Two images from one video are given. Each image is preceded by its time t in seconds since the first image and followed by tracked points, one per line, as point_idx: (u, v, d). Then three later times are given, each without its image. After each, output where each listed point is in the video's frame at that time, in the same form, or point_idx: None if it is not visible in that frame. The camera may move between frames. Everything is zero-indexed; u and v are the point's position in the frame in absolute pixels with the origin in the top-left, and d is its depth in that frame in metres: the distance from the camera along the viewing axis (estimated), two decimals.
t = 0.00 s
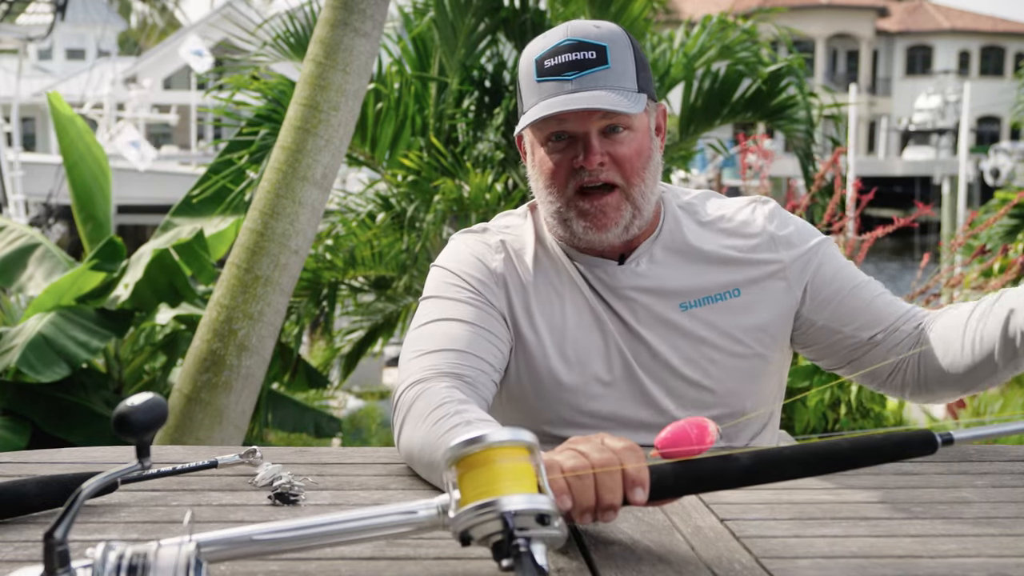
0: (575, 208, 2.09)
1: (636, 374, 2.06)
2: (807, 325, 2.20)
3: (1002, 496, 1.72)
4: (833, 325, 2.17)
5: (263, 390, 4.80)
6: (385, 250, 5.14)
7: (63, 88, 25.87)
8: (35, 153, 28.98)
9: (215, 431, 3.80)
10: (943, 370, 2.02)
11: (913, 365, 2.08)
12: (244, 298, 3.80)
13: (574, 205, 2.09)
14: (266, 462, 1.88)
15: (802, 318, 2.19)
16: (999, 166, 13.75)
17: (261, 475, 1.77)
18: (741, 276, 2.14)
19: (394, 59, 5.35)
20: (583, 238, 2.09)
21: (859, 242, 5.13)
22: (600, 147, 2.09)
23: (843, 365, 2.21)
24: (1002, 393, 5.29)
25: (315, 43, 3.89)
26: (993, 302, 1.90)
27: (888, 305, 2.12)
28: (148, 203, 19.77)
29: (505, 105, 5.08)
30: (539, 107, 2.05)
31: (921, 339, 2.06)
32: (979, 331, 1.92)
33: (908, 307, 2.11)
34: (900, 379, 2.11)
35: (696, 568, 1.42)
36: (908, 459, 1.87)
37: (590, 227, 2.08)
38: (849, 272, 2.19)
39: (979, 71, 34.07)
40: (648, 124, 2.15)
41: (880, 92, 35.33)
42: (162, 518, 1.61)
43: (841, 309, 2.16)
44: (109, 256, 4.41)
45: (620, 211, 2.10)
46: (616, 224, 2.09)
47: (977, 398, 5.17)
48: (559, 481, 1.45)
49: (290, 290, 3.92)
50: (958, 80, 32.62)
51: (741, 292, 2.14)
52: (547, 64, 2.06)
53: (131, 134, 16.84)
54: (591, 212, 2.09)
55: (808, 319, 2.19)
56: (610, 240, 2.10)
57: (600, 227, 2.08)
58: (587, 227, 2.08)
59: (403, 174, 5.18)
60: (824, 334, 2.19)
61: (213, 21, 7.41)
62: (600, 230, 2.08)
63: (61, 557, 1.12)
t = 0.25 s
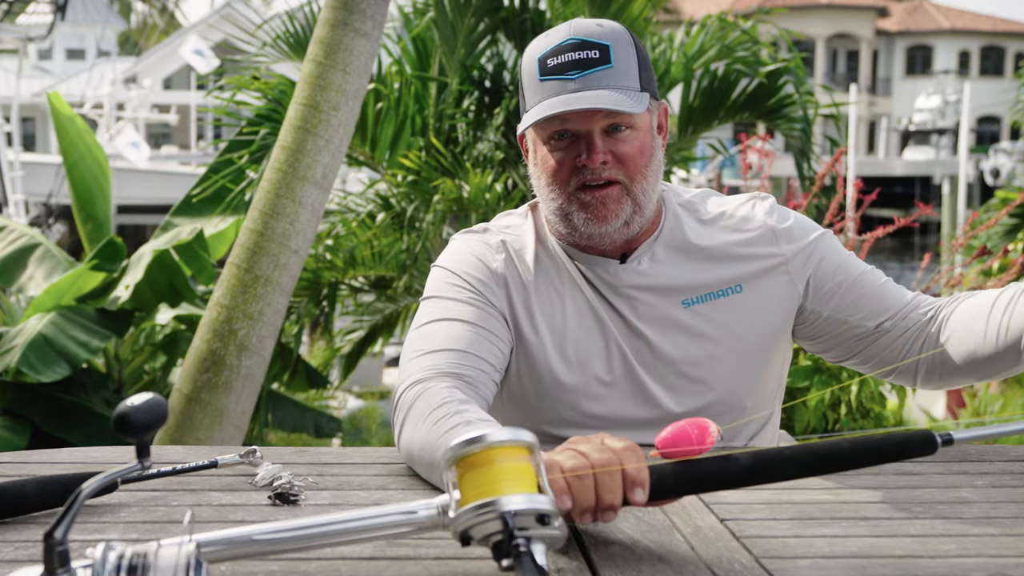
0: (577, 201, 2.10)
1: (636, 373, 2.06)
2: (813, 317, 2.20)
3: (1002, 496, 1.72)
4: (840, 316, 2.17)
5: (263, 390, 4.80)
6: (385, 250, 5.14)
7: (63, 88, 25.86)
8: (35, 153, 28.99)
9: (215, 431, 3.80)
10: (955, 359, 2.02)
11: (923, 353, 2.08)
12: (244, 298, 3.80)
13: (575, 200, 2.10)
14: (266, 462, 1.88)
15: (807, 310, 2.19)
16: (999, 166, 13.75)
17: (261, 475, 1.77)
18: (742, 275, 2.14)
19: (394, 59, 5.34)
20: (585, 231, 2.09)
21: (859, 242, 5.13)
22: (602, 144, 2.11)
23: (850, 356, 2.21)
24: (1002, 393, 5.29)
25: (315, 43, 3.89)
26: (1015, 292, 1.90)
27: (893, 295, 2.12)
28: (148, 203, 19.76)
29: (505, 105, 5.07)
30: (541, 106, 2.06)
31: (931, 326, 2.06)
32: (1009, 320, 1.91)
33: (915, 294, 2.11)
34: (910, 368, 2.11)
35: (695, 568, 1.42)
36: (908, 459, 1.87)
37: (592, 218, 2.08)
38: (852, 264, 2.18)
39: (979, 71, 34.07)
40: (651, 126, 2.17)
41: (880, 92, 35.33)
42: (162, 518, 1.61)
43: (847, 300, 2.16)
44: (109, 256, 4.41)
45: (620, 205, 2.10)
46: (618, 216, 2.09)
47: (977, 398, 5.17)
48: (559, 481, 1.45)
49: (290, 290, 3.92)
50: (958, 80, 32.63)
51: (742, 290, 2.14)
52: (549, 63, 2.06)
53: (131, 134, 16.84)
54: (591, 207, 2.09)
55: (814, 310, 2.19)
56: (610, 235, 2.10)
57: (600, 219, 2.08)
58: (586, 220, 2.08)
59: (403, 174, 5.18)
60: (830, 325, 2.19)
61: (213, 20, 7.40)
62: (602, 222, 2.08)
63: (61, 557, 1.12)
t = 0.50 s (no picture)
0: (583, 199, 2.10)
1: (634, 374, 2.06)
2: (807, 324, 2.20)
3: (1002, 496, 1.72)
4: (834, 323, 2.17)
5: (263, 390, 4.80)
6: (385, 250, 5.14)
7: (63, 88, 25.86)
8: (35, 153, 28.99)
9: (215, 431, 3.80)
10: (950, 369, 2.03)
11: (917, 362, 2.09)
12: (244, 298, 3.80)
13: (580, 198, 2.10)
14: (266, 462, 1.88)
15: (802, 317, 2.20)
16: (999, 166, 13.75)
17: (261, 475, 1.77)
18: (742, 273, 2.14)
19: (394, 59, 5.35)
20: (592, 229, 2.09)
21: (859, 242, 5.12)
22: (610, 142, 2.09)
23: (843, 363, 2.21)
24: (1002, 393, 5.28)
25: (315, 43, 3.89)
26: (1007, 307, 1.94)
27: (889, 304, 2.13)
28: (148, 203, 19.77)
29: (505, 105, 5.08)
30: (549, 106, 2.06)
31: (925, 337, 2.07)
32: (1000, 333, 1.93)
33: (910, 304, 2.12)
34: (901, 377, 2.12)
35: (695, 568, 1.42)
36: (908, 459, 1.87)
37: (599, 216, 2.08)
38: (849, 270, 2.19)
39: (979, 71, 34.08)
40: (652, 123, 2.16)
41: (880, 92, 35.32)
42: (162, 518, 1.61)
43: (842, 307, 2.16)
44: (109, 256, 4.41)
45: (626, 202, 2.10)
46: (624, 214, 2.09)
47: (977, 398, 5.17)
48: (559, 481, 1.45)
49: (290, 290, 3.92)
50: (958, 80, 32.63)
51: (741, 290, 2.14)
52: (557, 63, 2.05)
53: (131, 134, 16.84)
54: (598, 205, 2.09)
55: (809, 317, 2.19)
56: (614, 231, 2.10)
57: (609, 216, 2.08)
58: (592, 219, 2.08)
59: (403, 174, 5.17)
60: (824, 332, 2.19)
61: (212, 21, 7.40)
62: (609, 219, 2.08)
63: (61, 557, 1.12)
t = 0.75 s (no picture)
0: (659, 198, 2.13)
1: (632, 375, 2.06)
2: (797, 330, 2.20)
3: (1002, 496, 1.72)
4: (824, 332, 2.17)
5: (264, 390, 4.80)
6: (385, 250, 5.14)
7: (63, 88, 25.86)
8: (35, 153, 29.00)
9: (215, 431, 3.80)
10: (938, 382, 2.04)
11: (905, 373, 2.10)
12: (243, 298, 3.80)
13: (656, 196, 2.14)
14: (266, 462, 1.88)
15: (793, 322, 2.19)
16: (999, 166, 13.76)
17: (261, 475, 1.77)
18: (739, 271, 2.15)
19: (394, 60, 5.34)
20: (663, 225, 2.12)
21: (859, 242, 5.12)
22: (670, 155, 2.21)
23: (830, 371, 2.22)
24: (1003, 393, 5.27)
25: (315, 43, 3.89)
26: (990, 321, 1.95)
27: (881, 314, 2.14)
28: (148, 203, 19.77)
29: (505, 105, 5.08)
30: (639, 102, 2.06)
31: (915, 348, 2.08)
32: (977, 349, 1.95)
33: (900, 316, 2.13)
34: (889, 388, 2.13)
35: (695, 568, 1.42)
36: (909, 459, 1.87)
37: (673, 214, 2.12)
38: (843, 278, 2.19)
39: (979, 71, 34.08)
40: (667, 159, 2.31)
41: (880, 92, 35.30)
42: (162, 518, 1.61)
43: (832, 316, 2.16)
44: (109, 256, 4.41)
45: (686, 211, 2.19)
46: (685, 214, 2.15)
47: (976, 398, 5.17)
48: (559, 481, 1.45)
49: (290, 290, 3.92)
50: (958, 80, 32.63)
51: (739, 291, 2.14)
52: (636, 60, 2.06)
53: (131, 134, 16.85)
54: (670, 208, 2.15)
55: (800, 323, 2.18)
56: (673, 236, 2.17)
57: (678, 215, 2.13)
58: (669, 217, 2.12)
59: (403, 174, 5.18)
60: (813, 340, 2.19)
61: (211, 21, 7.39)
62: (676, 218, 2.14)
63: (61, 556, 1.12)
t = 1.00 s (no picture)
0: (663, 197, 2.14)
1: (633, 376, 2.05)
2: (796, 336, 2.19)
3: (1002, 496, 1.72)
4: (825, 339, 2.17)
5: (263, 390, 4.80)
6: (385, 250, 5.14)
7: (63, 88, 25.87)
8: (35, 153, 29.01)
9: (215, 431, 3.80)
10: (937, 391, 2.04)
11: (905, 380, 2.10)
12: (244, 298, 3.79)
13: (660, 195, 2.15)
14: (266, 462, 1.88)
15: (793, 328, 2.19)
16: (999, 166, 13.75)
17: (261, 475, 1.77)
18: (740, 271, 2.14)
19: (394, 60, 5.34)
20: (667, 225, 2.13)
21: (859, 242, 5.12)
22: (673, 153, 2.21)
23: (830, 378, 2.21)
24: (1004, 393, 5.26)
25: (315, 43, 3.89)
26: (982, 331, 1.95)
27: (881, 321, 2.14)
28: (148, 203, 19.77)
29: (505, 105, 5.08)
30: (644, 100, 2.06)
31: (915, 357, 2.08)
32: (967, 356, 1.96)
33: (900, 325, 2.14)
34: (888, 395, 2.13)
35: (696, 568, 1.42)
36: (908, 459, 1.87)
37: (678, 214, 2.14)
38: (844, 283, 2.19)
39: (979, 71, 34.08)
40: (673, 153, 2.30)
41: (880, 92, 35.30)
42: (162, 518, 1.61)
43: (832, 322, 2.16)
44: (109, 256, 4.41)
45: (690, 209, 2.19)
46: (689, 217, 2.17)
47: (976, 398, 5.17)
48: (559, 482, 1.45)
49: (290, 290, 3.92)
50: (958, 80, 32.63)
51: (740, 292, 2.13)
52: (641, 59, 2.06)
53: (131, 134, 16.85)
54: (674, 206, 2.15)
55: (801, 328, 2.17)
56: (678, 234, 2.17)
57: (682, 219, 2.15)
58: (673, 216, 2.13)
59: (403, 174, 5.18)
60: (813, 346, 2.19)
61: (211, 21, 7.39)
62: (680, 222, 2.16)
63: (61, 557, 1.12)
